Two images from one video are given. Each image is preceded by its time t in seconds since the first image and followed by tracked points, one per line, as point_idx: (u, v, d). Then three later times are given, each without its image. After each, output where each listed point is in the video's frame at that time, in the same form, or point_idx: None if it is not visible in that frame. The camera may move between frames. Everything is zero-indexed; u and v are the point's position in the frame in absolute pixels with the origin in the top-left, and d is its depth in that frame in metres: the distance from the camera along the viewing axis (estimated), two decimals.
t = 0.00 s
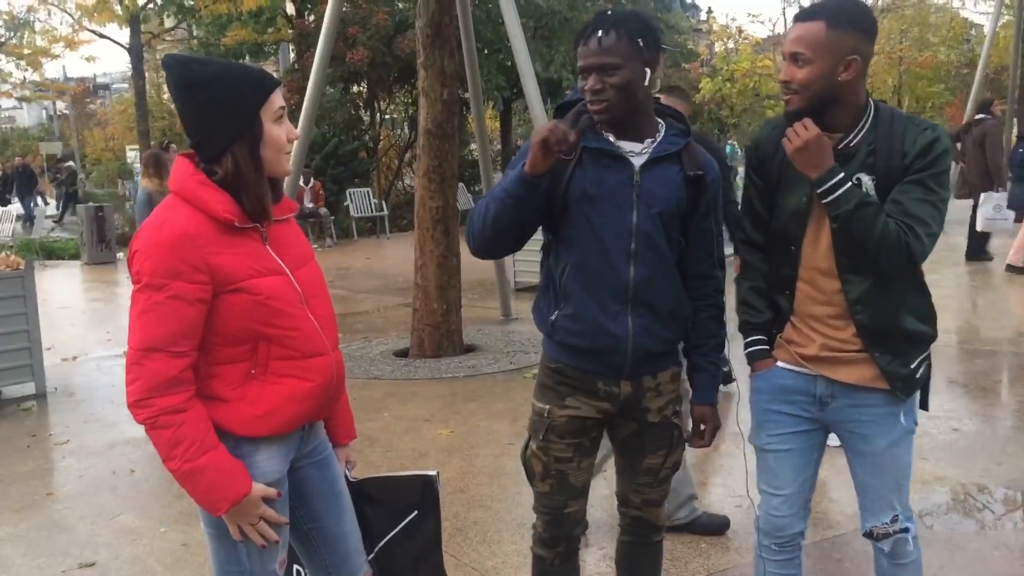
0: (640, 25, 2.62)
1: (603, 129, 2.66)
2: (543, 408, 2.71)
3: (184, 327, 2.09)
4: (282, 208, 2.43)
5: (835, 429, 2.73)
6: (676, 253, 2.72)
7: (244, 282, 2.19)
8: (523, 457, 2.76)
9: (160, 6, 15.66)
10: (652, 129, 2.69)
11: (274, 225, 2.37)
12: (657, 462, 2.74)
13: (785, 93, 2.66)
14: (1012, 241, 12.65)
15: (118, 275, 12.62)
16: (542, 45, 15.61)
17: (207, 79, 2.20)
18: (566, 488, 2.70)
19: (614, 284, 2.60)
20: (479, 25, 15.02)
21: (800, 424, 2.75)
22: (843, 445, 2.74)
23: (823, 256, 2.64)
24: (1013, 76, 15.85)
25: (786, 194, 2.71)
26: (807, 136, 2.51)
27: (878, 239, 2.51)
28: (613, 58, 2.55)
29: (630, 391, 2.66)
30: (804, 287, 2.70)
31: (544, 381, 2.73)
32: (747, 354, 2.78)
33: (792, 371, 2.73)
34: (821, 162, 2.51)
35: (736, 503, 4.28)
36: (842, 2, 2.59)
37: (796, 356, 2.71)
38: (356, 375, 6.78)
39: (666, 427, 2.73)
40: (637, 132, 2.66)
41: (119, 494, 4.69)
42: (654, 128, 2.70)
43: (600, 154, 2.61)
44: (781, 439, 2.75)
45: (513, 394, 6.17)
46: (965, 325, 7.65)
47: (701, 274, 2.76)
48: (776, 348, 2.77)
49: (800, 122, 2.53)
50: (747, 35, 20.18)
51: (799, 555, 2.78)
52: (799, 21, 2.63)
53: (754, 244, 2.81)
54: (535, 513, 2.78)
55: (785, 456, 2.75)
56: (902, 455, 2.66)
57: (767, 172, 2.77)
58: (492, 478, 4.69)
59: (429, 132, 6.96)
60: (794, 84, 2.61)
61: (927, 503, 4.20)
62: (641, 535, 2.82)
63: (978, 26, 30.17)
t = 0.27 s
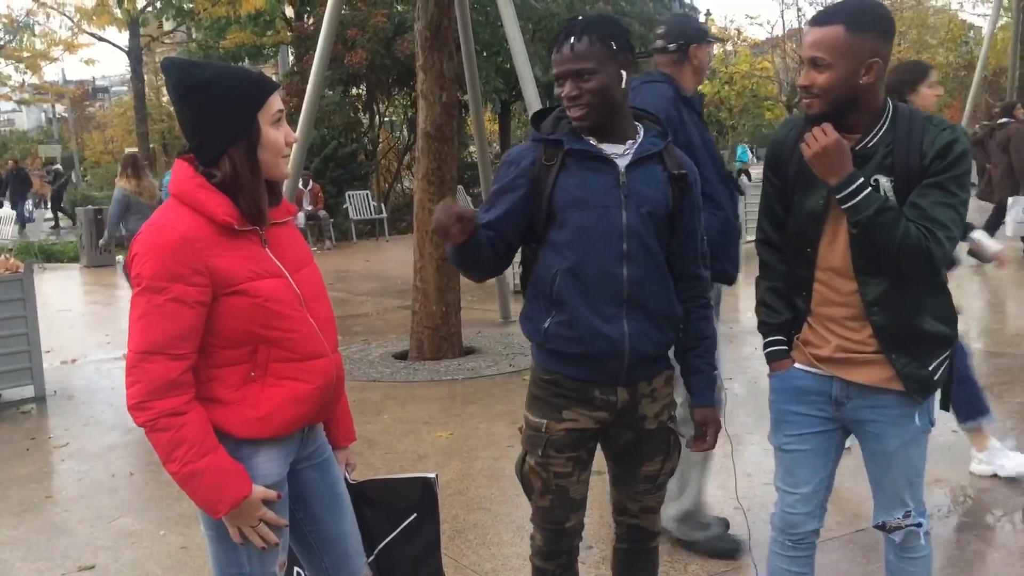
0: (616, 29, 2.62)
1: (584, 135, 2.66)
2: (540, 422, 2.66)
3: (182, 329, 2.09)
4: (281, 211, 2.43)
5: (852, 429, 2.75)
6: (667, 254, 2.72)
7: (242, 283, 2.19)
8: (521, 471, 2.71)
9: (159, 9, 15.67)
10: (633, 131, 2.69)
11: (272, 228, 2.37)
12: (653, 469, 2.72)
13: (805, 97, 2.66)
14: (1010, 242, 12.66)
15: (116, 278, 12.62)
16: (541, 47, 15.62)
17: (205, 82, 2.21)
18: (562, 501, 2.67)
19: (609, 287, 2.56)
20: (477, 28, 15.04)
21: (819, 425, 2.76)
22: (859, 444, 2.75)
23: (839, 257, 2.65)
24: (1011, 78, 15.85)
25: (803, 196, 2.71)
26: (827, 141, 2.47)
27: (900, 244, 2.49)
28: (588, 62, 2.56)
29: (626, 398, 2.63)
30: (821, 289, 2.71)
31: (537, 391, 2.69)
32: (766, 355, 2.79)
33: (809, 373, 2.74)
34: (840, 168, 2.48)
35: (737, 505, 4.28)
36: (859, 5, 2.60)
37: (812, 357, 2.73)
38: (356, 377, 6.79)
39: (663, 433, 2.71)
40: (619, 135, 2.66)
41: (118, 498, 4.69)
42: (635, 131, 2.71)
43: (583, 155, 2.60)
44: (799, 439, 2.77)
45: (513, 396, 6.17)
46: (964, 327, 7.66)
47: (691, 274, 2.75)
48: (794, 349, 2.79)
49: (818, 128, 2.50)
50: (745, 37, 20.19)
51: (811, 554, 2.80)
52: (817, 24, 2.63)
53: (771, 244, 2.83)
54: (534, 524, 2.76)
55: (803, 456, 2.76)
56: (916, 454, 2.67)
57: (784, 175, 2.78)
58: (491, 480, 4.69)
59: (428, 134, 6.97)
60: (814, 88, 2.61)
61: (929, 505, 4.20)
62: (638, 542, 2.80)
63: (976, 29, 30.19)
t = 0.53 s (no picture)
0: (587, 30, 2.61)
1: (559, 137, 2.65)
2: (523, 430, 2.65)
3: (183, 327, 2.09)
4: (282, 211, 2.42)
5: (856, 430, 2.76)
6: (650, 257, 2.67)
7: (242, 282, 2.19)
8: (507, 478, 2.70)
9: (160, 8, 15.67)
10: (609, 133, 2.67)
11: (271, 227, 2.36)
12: (646, 478, 2.66)
13: (805, 99, 2.65)
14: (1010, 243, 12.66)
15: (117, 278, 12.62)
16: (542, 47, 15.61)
17: (201, 79, 2.22)
18: (552, 508, 2.66)
19: (584, 290, 2.53)
20: (478, 28, 15.06)
21: (823, 428, 2.76)
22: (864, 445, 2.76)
23: (843, 259, 2.64)
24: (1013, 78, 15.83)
25: (804, 198, 2.70)
26: (834, 150, 2.43)
27: (912, 247, 2.48)
28: (557, 62, 2.54)
29: (609, 405, 2.60)
30: (825, 292, 2.70)
31: (518, 399, 2.68)
32: (769, 360, 2.80)
33: (814, 376, 2.74)
34: (850, 177, 2.44)
35: (738, 505, 4.28)
36: (858, 5, 2.59)
37: (817, 360, 2.73)
38: (357, 377, 6.79)
39: (651, 442, 2.66)
40: (594, 135, 2.64)
41: (119, 496, 4.69)
42: (612, 133, 2.68)
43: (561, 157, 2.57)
44: (803, 443, 2.78)
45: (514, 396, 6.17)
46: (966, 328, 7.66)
47: (673, 274, 2.70)
48: (797, 353, 2.79)
49: (823, 137, 2.45)
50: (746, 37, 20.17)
51: (812, 556, 2.81)
52: (814, 25, 2.62)
53: (770, 246, 2.84)
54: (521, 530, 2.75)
55: (807, 460, 2.78)
56: (920, 453, 2.67)
57: (783, 178, 2.77)
58: (492, 479, 4.69)
59: (429, 134, 6.97)
60: (815, 91, 2.60)
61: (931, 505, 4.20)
62: (638, 551, 2.73)
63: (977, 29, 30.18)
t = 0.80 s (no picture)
0: (568, 31, 2.58)
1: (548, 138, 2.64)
2: (500, 431, 2.69)
3: (185, 324, 2.09)
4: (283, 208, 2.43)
5: (852, 429, 2.75)
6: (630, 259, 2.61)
7: (245, 279, 2.19)
8: (493, 478, 2.73)
9: (161, 7, 15.67)
10: (597, 132, 2.63)
11: (273, 224, 2.36)
12: (630, 484, 2.60)
13: (799, 98, 2.62)
14: (1011, 242, 12.67)
15: (119, 275, 12.63)
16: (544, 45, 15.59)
17: (203, 77, 2.21)
18: (534, 508, 2.68)
19: (554, 290, 2.53)
20: (480, 25, 15.07)
21: (821, 428, 2.75)
22: (861, 444, 2.76)
23: (841, 257, 2.63)
24: (1014, 77, 15.83)
25: (798, 197, 2.69)
26: (832, 147, 2.43)
27: (908, 243, 2.50)
28: (539, 66, 2.52)
29: (582, 408, 2.58)
30: (820, 290, 2.69)
31: (496, 399, 2.72)
32: (765, 360, 2.78)
33: (811, 376, 2.73)
34: (847, 175, 2.45)
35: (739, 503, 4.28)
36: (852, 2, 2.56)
37: (815, 360, 2.71)
38: (358, 375, 6.79)
39: (630, 444, 2.59)
40: (579, 136, 2.62)
41: (120, 494, 4.69)
42: (600, 131, 2.65)
43: (542, 157, 2.58)
44: (801, 442, 2.76)
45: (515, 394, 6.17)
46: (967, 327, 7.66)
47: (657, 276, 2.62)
48: (793, 352, 2.77)
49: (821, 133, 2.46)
50: (748, 35, 20.15)
51: (809, 554, 2.81)
52: (806, 23, 2.59)
53: (762, 246, 2.80)
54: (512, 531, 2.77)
55: (805, 459, 2.77)
56: (918, 451, 2.68)
57: (775, 177, 2.74)
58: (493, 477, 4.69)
59: (430, 131, 6.97)
60: (810, 90, 2.58)
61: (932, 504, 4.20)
62: (635, 560, 2.66)
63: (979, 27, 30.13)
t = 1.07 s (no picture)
0: (557, 32, 2.57)
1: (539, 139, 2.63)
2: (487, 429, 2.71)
3: (187, 321, 2.09)
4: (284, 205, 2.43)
5: (847, 428, 2.74)
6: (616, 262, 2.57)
7: (246, 276, 2.19)
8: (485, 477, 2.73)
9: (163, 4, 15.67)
10: (588, 132, 2.61)
11: (275, 222, 2.36)
12: (609, 488, 2.55)
13: (795, 96, 2.62)
14: (1013, 240, 12.67)
15: (121, 273, 12.64)
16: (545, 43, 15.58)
17: (207, 74, 2.21)
18: (522, 506, 2.69)
19: (533, 290, 2.52)
20: (482, 23, 15.07)
21: (816, 427, 2.75)
22: (857, 443, 2.75)
23: (835, 255, 2.62)
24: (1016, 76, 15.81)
25: (794, 194, 2.68)
26: (824, 134, 2.43)
27: (896, 236, 2.47)
28: (526, 69, 2.52)
29: (559, 408, 2.56)
30: (814, 289, 2.69)
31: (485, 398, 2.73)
32: (759, 359, 2.77)
33: (805, 375, 2.73)
34: (835, 163, 2.44)
35: (739, 501, 4.28)
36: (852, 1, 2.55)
37: (809, 359, 2.71)
38: (358, 372, 6.79)
39: (608, 447, 2.54)
40: (569, 137, 2.60)
41: (121, 491, 4.70)
42: (592, 132, 2.62)
43: (532, 159, 2.59)
44: (797, 441, 2.76)
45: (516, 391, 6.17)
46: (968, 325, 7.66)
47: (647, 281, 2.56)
48: (786, 351, 2.77)
49: (812, 121, 2.45)
50: (750, 33, 20.13)
51: (806, 552, 2.81)
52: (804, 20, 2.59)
53: (757, 243, 2.81)
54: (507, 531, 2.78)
55: (801, 458, 2.76)
56: (914, 449, 2.68)
57: (771, 174, 2.75)
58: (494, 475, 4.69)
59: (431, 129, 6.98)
60: (807, 87, 2.57)
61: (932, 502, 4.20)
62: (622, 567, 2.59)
63: (981, 25, 30.09)
